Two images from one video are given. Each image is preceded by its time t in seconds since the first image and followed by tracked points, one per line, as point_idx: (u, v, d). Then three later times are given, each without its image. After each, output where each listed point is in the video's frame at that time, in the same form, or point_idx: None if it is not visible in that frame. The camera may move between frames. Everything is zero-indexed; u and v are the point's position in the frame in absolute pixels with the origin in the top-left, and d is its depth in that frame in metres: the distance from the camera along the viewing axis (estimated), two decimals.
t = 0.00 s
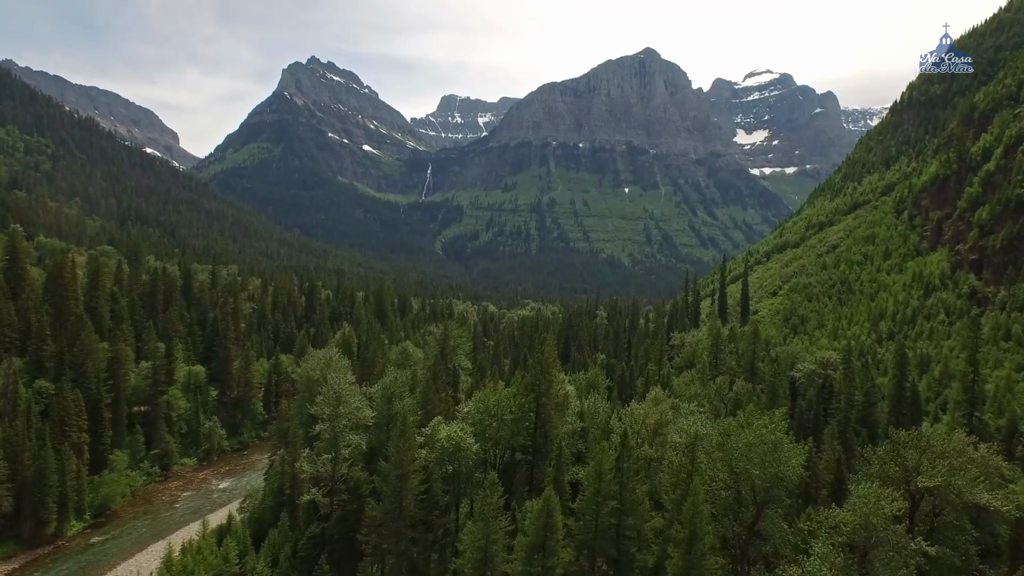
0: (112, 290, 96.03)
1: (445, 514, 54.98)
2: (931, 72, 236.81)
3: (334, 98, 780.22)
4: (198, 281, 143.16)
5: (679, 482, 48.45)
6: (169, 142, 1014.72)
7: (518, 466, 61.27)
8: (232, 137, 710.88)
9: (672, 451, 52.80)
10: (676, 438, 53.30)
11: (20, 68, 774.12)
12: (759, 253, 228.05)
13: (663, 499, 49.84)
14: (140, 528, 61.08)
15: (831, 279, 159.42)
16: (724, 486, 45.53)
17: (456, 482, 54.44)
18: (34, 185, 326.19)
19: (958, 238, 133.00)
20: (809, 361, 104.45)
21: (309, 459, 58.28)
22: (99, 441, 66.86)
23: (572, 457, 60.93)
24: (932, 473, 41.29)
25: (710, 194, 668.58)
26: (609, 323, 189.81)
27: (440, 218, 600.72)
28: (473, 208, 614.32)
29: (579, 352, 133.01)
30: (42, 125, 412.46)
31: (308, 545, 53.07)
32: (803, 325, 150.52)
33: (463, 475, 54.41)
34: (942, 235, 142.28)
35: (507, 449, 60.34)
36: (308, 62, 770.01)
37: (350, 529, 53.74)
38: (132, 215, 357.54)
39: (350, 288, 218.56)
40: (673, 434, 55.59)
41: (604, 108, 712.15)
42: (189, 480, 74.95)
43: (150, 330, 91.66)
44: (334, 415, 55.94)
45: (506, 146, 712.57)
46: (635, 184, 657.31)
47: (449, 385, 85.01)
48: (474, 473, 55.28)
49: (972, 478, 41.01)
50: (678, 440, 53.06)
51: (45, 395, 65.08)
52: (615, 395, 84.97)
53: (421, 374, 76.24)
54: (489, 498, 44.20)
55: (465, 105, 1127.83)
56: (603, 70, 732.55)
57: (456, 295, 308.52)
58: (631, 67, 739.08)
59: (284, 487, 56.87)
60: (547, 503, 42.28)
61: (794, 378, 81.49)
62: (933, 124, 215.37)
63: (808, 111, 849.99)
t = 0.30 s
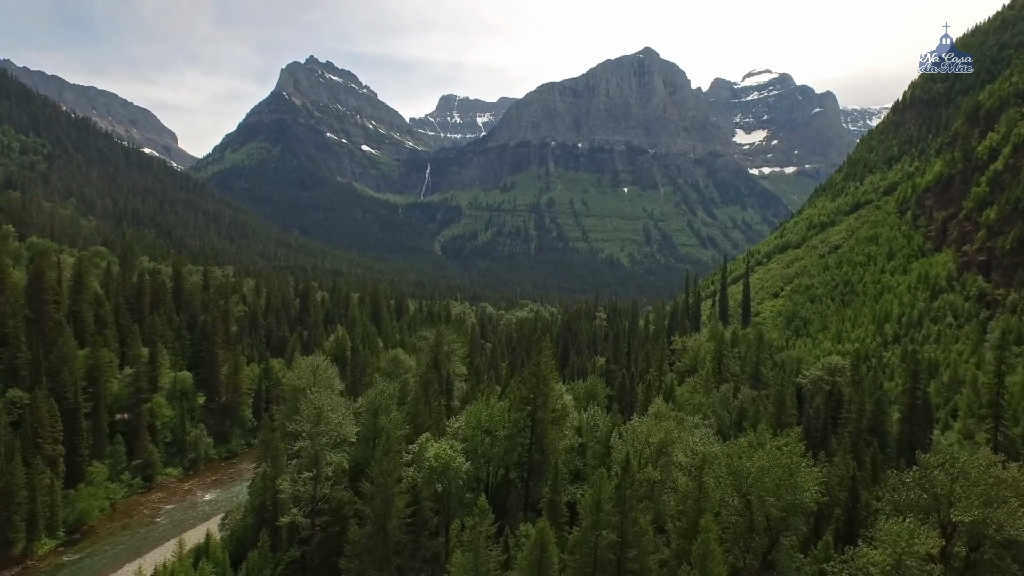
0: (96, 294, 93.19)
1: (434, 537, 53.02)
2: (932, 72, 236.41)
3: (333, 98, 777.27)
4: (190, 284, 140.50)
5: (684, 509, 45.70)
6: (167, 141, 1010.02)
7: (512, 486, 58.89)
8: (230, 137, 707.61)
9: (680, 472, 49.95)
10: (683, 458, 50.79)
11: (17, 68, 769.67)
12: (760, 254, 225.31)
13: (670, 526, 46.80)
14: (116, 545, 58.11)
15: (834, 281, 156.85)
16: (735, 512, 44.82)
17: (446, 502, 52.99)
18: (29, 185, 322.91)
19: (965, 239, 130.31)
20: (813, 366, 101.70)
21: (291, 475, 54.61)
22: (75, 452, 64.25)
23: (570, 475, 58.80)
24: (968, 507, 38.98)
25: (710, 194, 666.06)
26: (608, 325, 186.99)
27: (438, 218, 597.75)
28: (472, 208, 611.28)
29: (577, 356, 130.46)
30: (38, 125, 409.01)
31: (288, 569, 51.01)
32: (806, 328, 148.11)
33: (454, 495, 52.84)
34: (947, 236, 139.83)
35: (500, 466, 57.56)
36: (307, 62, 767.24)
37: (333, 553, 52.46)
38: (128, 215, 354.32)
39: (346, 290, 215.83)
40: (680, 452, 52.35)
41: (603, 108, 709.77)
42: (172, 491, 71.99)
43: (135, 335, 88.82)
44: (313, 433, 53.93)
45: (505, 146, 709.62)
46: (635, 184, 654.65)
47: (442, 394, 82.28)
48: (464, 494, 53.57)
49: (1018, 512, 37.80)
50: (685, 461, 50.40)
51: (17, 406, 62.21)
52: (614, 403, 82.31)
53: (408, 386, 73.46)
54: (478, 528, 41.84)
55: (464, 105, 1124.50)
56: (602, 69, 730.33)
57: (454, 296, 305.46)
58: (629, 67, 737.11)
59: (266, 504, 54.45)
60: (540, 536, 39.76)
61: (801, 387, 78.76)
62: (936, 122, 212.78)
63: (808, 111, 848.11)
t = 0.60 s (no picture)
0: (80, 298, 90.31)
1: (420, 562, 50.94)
2: (930, 72, 233.34)
3: (331, 98, 774.30)
4: (182, 286, 137.77)
5: (691, 542, 42.86)
6: (166, 141, 1005.71)
7: (504, 508, 56.80)
8: (228, 137, 704.49)
9: (690, 499, 47.27)
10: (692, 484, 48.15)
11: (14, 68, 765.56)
12: (761, 255, 222.64)
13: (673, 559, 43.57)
14: (88, 565, 55.35)
15: (837, 282, 154.26)
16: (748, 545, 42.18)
17: (434, 524, 51.46)
18: (24, 185, 319.74)
19: (972, 240, 127.95)
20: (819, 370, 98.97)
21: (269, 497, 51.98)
22: (49, 466, 61.50)
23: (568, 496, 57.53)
24: (1015, 546, 36.08)
25: (709, 194, 663.54)
26: (608, 327, 184.31)
27: (437, 218, 594.83)
28: (471, 208, 608.42)
29: (577, 360, 127.75)
30: (34, 125, 405.79)
31: None
32: (808, 330, 145.45)
33: (443, 517, 51.11)
34: (952, 236, 137.18)
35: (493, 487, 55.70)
36: (305, 62, 764.57)
37: None
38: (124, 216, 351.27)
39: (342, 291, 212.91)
40: (686, 477, 49.55)
41: (602, 108, 707.44)
42: (156, 504, 69.13)
43: (119, 340, 86.00)
44: (289, 454, 51.76)
45: (504, 146, 706.86)
46: (634, 184, 651.97)
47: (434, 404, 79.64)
48: (455, 517, 51.62)
49: None
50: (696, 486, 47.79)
51: None
52: (614, 412, 79.57)
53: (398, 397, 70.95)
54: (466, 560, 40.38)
55: (463, 105, 1121.65)
56: (601, 69, 728.08)
57: (452, 297, 302.51)
58: (629, 67, 735.48)
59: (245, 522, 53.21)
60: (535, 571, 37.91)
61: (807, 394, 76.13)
62: (939, 122, 210.12)
63: (807, 110, 846.14)
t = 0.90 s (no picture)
0: (62, 302, 87.33)
1: None
2: (930, 73, 231.20)
3: (329, 98, 771.72)
4: (173, 289, 134.86)
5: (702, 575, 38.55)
6: (164, 142, 1001.74)
7: (497, 533, 53.65)
8: (226, 137, 702.19)
9: (694, 528, 44.39)
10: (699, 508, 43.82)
11: (12, 69, 762.40)
12: (762, 255, 219.97)
13: None
14: None
15: (840, 282, 151.75)
16: None
17: (419, 551, 48.04)
18: (18, 185, 316.88)
19: (980, 241, 125.36)
20: (824, 375, 96.28)
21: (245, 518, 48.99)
22: (21, 480, 58.51)
23: (567, 517, 54.63)
24: None
25: (708, 194, 661.36)
26: (607, 329, 181.90)
27: (435, 218, 592.30)
28: (469, 208, 605.77)
29: (576, 364, 124.97)
30: (30, 125, 402.80)
31: None
32: (811, 332, 143.14)
33: (428, 543, 48.10)
34: (957, 237, 134.75)
35: (483, 509, 53.20)
36: (303, 62, 761.81)
37: None
38: (120, 216, 348.59)
39: (337, 293, 209.98)
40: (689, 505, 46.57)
41: (601, 108, 705.62)
42: (136, 517, 66.47)
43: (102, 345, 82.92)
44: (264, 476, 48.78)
45: (503, 146, 704.29)
46: (633, 184, 649.65)
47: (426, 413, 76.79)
48: (443, 542, 48.53)
49: None
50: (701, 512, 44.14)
51: None
52: (614, 424, 76.81)
53: (386, 407, 67.92)
54: None
55: (462, 105, 1119.07)
56: (601, 69, 725.89)
57: (450, 298, 300.23)
58: (628, 67, 733.66)
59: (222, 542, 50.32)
60: None
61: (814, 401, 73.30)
62: (942, 121, 207.65)
63: (807, 110, 844.54)
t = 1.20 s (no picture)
0: (45, 307, 84.72)
1: None
2: (930, 74, 228.95)
3: (328, 98, 769.35)
4: (165, 292, 132.28)
5: None
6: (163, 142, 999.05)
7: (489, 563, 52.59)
8: (224, 137, 699.70)
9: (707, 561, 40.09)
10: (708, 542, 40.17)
11: (10, 69, 759.92)
12: (763, 256, 217.48)
13: None
14: None
15: (843, 284, 149.28)
16: None
17: None
18: (14, 185, 314.20)
19: (987, 242, 123.13)
20: (829, 381, 93.89)
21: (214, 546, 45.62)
22: None
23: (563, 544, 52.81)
24: None
25: (708, 194, 658.73)
26: (607, 331, 179.37)
27: (434, 218, 589.52)
28: (468, 208, 603.07)
29: (576, 368, 122.00)
30: (26, 125, 400.14)
31: None
32: (814, 334, 140.72)
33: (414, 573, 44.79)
34: (963, 238, 132.15)
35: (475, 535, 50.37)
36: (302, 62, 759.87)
37: None
38: (117, 217, 345.81)
39: (334, 294, 207.46)
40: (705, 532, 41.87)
41: (601, 108, 703.76)
42: (116, 531, 63.41)
43: (84, 352, 80.23)
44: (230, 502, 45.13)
45: (502, 146, 701.64)
46: (632, 184, 646.96)
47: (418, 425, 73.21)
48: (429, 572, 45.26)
49: None
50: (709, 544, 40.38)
51: None
52: (614, 437, 73.87)
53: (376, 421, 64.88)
54: None
55: (461, 105, 1116.80)
56: (600, 69, 724.06)
57: (448, 299, 297.83)
58: (627, 67, 731.94)
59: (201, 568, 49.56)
60: None
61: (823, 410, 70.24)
62: (945, 119, 204.81)
63: (806, 110, 842.01)
